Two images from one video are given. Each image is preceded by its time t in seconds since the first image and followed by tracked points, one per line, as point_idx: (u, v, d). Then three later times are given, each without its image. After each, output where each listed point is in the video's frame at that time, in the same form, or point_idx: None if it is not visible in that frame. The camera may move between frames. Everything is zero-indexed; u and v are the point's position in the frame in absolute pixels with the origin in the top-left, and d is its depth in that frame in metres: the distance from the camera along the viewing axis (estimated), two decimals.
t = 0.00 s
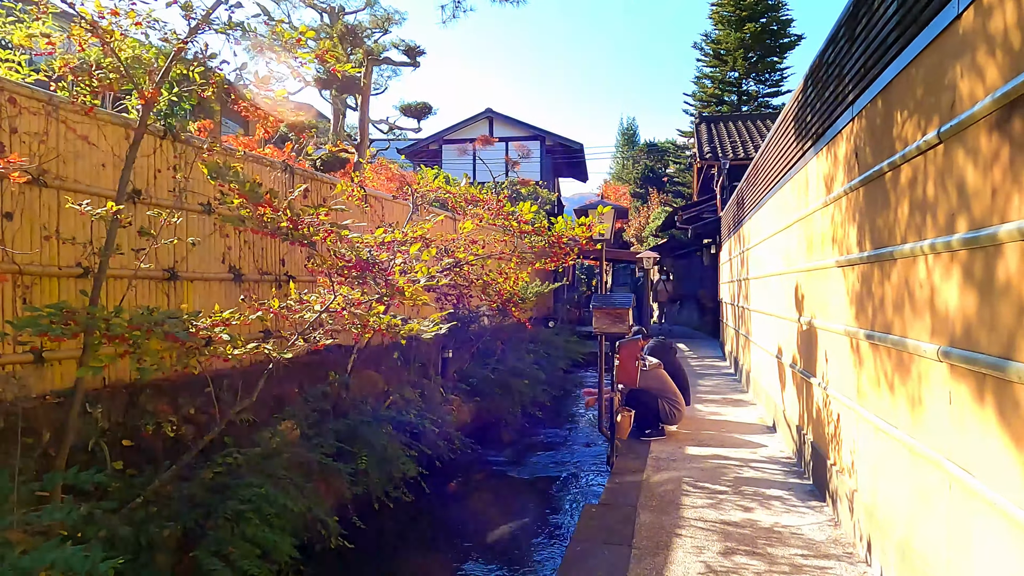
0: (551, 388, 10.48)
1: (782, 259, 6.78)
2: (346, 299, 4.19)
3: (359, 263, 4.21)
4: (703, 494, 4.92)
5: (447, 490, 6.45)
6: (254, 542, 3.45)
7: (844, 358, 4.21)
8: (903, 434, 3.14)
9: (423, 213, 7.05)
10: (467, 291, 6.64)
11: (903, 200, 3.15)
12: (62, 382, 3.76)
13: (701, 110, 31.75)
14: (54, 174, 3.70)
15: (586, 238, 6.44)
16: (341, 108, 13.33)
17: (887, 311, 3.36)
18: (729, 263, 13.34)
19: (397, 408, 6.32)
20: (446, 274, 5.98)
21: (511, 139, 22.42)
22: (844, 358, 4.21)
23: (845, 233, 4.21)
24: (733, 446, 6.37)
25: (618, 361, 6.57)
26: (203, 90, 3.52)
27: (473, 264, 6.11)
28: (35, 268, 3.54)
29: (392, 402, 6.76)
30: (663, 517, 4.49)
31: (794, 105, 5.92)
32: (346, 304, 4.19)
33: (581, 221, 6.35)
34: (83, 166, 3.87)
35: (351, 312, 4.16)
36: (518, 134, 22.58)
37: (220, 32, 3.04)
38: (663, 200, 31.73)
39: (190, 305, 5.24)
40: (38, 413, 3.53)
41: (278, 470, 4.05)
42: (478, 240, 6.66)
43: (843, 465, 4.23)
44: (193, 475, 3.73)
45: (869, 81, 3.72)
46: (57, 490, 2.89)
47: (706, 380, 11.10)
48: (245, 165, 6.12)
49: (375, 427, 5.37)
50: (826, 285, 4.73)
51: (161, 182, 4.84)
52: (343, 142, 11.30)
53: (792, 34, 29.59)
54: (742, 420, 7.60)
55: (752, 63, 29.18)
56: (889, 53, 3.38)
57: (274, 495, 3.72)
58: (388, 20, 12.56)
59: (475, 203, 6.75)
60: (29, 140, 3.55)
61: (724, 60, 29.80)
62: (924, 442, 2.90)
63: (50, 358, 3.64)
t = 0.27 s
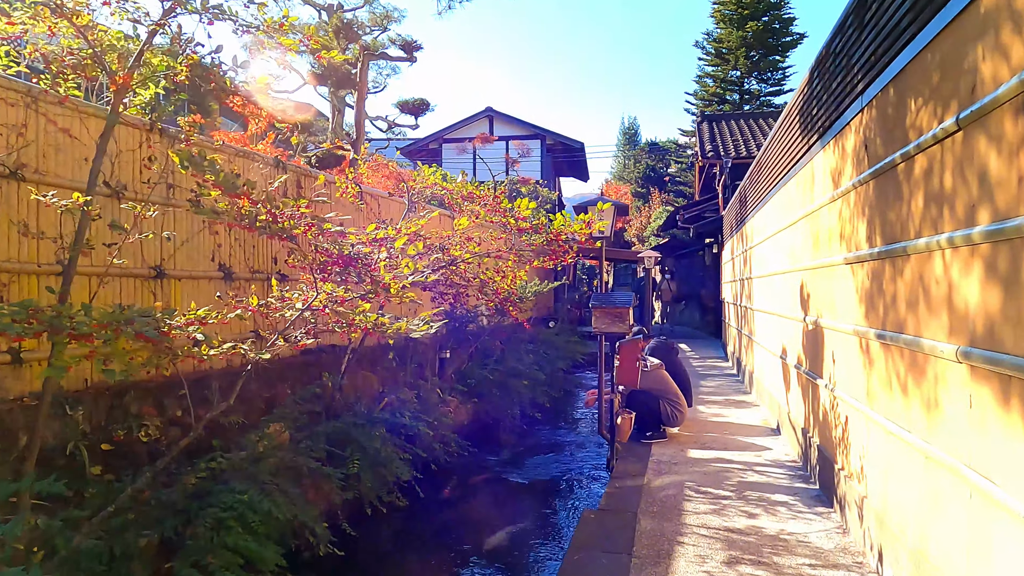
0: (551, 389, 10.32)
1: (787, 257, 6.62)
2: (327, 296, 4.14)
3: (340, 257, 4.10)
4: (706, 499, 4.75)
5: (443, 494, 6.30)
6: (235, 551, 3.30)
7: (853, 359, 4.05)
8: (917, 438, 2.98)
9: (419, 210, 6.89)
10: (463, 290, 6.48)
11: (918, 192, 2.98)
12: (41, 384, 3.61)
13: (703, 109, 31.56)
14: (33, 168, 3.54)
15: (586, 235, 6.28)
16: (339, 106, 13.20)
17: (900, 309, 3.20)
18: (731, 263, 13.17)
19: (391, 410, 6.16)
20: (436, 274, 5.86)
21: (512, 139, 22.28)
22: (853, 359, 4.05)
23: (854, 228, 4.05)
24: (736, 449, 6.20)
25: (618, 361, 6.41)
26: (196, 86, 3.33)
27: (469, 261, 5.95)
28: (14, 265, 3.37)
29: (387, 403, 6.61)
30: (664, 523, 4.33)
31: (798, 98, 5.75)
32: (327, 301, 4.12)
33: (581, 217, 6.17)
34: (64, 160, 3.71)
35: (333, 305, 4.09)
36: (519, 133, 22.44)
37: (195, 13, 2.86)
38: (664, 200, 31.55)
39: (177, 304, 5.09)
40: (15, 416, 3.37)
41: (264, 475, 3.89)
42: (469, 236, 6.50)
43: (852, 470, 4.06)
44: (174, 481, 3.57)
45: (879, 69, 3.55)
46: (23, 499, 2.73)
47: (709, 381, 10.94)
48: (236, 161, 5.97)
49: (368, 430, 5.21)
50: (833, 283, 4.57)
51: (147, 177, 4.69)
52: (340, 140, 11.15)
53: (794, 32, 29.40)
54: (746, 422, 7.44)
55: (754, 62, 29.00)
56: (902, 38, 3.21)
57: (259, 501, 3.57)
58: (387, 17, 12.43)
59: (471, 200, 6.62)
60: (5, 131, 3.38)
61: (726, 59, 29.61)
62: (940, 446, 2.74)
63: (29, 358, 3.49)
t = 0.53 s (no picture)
0: (550, 393, 10.14)
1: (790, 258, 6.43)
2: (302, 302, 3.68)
3: (314, 261, 3.53)
4: (707, 510, 4.58)
5: (437, 502, 6.13)
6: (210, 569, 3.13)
7: (860, 365, 3.88)
8: (930, 452, 2.80)
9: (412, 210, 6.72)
10: (457, 292, 6.31)
11: (931, 190, 2.81)
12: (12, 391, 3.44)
13: (704, 109, 31.36)
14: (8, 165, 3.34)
15: (583, 236, 6.10)
16: (335, 104, 13.02)
17: (912, 314, 3.03)
18: (733, 263, 12.98)
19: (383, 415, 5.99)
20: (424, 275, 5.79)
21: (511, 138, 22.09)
22: (860, 365, 3.88)
23: (862, 228, 3.87)
24: (738, 456, 6.02)
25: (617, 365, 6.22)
26: (176, 83, 3.12)
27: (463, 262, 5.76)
28: None
29: (380, 409, 6.43)
30: (664, 536, 4.16)
31: (802, 94, 5.57)
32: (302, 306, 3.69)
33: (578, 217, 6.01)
34: (39, 157, 3.51)
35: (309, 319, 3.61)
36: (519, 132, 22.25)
37: None
38: (666, 200, 31.35)
39: (161, 307, 4.92)
40: None
41: (244, 486, 3.73)
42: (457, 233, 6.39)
43: (859, 481, 3.88)
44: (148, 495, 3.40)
45: (889, 61, 3.37)
46: None
47: (710, 384, 10.76)
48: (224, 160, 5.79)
49: (357, 437, 5.04)
50: (839, 285, 4.39)
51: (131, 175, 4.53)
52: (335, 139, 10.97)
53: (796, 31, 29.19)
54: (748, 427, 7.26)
55: (756, 61, 28.79)
56: (914, 28, 3.03)
57: (238, 515, 3.40)
58: (384, 15, 12.27)
59: (464, 198, 6.42)
60: None
61: (728, 58, 29.40)
62: (956, 462, 2.56)
63: None
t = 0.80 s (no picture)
0: (550, 394, 10.00)
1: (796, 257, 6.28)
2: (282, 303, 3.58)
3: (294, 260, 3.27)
4: (710, 518, 4.44)
5: (434, 507, 6.00)
6: None
7: (869, 369, 3.73)
8: (945, 463, 2.66)
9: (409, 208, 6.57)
10: (454, 292, 6.19)
11: (947, 185, 2.66)
12: None
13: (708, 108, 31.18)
14: None
15: (584, 235, 5.96)
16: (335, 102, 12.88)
17: (926, 316, 2.88)
18: (737, 263, 12.82)
19: (378, 419, 5.86)
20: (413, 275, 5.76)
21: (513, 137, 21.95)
22: (869, 369, 3.73)
23: (871, 227, 3.72)
24: (742, 461, 5.87)
25: (618, 368, 6.07)
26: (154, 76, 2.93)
27: (459, 261, 5.62)
28: None
29: (375, 411, 6.30)
30: (665, 545, 4.02)
31: (808, 89, 5.41)
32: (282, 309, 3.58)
33: (578, 215, 5.86)
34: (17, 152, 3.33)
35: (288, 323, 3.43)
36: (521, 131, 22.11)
37: None
38: (669, 200, 31.18)
39: (149, 308, 4.78)
40: None
41: (229, 494, 3.59)
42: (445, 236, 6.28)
43: (869, 490, 3.73)
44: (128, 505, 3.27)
45: (902, 51, 3.21)
46: None
47: (713, 385, 10.61)
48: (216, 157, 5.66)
49: (350, 442, 4.91)
50: (847, 285, 4.24)
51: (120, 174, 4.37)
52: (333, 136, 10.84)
53: (800, 30, 28.98)
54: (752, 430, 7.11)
55: (760, 60, 28.60)
56: (928, 15, 2.88)
57: (221, 525, 3.27)
58: (384, 13, 12.15)
59: (459, 196, 6.21)
60: None
61: (732, 56, 29.21)
62: (974, 474, 2.42)
63: None
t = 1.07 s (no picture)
0: (554, 395, 9.87)
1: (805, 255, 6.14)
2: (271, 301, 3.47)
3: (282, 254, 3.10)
4: (717, 523, 4.30)
5: (434, 510, 5.89)
6: None
7: (884, 369, 3.60)
8: (969, 468, 2.52)
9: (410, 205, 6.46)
10: (456, 291, 6.09)
11: (970, 176, 2.53)
12: None
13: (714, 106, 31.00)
14: None
15: (587, 232, 5.83)
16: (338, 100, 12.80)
17: (946, 313, 2.75)
18: (743, 262, 12.68)
19: (378, 420, 5.75)
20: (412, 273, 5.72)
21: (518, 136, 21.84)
22: (884, 369, 3.60)
23: (886, 222, 3.59)
24: (750, 463, 5.73)
25: (623, 368, 5.94)
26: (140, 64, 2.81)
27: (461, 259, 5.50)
28: None
29: (376, 412, 6.20)
30: (671, 551, 3.89)
31: (818, 82, 5.28)
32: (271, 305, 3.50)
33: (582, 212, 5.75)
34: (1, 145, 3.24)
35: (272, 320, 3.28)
36: (525, 130, 21.99)
37: None
38: (674, 199, 31.01)
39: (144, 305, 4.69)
40: None
41: (222, 498, 3.49)
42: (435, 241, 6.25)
43: (884, 495, 3.60)
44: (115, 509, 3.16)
45: (920, 38, 3.08)
46: None
47: (720, 385, 10.46)
48: (213, 153, 5.56)
49: (347, 443, 4.80)
50: (860, 283, 4.11)
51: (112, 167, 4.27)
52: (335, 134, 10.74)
53: (807, 28, 28.77)
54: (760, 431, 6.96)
55: (767, 58, 28.40)
56: None
57: (211, 530, 3.16)
58: (387, 9, 12.05)
59: (459, 191, 6.15)
60: None
61: (738, 55, 29.02)
62: (1000, 481, 2.29)
63: None
